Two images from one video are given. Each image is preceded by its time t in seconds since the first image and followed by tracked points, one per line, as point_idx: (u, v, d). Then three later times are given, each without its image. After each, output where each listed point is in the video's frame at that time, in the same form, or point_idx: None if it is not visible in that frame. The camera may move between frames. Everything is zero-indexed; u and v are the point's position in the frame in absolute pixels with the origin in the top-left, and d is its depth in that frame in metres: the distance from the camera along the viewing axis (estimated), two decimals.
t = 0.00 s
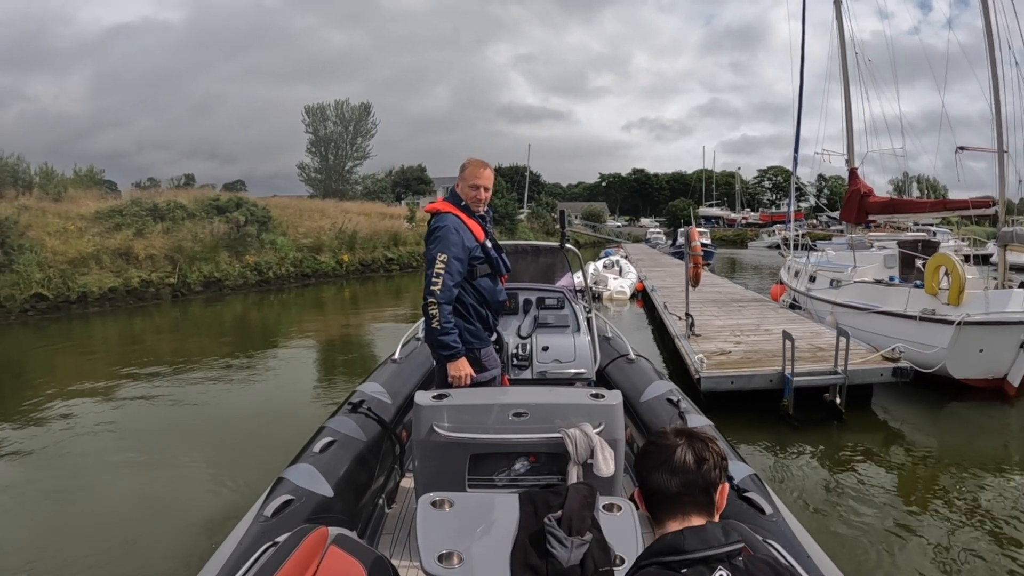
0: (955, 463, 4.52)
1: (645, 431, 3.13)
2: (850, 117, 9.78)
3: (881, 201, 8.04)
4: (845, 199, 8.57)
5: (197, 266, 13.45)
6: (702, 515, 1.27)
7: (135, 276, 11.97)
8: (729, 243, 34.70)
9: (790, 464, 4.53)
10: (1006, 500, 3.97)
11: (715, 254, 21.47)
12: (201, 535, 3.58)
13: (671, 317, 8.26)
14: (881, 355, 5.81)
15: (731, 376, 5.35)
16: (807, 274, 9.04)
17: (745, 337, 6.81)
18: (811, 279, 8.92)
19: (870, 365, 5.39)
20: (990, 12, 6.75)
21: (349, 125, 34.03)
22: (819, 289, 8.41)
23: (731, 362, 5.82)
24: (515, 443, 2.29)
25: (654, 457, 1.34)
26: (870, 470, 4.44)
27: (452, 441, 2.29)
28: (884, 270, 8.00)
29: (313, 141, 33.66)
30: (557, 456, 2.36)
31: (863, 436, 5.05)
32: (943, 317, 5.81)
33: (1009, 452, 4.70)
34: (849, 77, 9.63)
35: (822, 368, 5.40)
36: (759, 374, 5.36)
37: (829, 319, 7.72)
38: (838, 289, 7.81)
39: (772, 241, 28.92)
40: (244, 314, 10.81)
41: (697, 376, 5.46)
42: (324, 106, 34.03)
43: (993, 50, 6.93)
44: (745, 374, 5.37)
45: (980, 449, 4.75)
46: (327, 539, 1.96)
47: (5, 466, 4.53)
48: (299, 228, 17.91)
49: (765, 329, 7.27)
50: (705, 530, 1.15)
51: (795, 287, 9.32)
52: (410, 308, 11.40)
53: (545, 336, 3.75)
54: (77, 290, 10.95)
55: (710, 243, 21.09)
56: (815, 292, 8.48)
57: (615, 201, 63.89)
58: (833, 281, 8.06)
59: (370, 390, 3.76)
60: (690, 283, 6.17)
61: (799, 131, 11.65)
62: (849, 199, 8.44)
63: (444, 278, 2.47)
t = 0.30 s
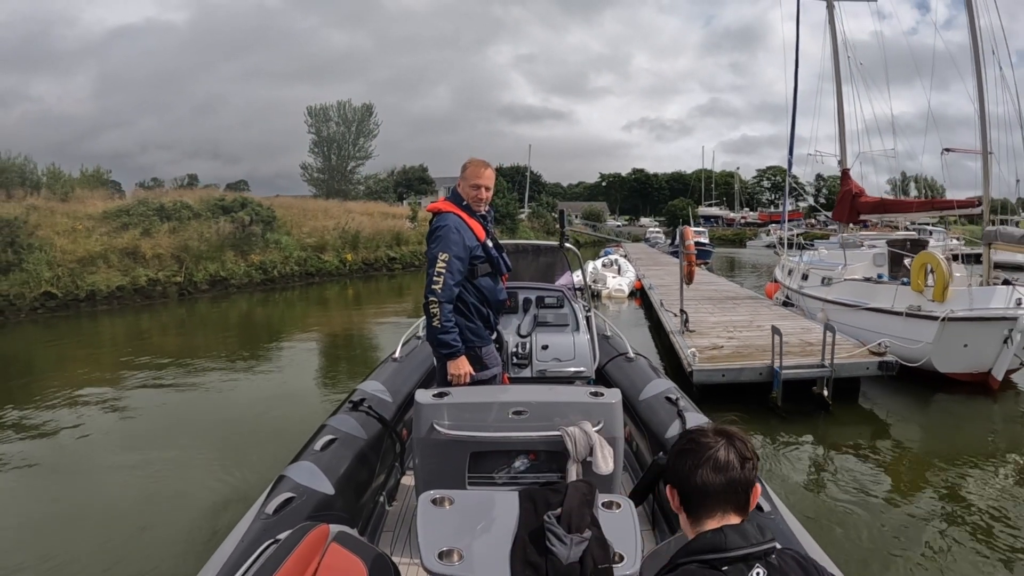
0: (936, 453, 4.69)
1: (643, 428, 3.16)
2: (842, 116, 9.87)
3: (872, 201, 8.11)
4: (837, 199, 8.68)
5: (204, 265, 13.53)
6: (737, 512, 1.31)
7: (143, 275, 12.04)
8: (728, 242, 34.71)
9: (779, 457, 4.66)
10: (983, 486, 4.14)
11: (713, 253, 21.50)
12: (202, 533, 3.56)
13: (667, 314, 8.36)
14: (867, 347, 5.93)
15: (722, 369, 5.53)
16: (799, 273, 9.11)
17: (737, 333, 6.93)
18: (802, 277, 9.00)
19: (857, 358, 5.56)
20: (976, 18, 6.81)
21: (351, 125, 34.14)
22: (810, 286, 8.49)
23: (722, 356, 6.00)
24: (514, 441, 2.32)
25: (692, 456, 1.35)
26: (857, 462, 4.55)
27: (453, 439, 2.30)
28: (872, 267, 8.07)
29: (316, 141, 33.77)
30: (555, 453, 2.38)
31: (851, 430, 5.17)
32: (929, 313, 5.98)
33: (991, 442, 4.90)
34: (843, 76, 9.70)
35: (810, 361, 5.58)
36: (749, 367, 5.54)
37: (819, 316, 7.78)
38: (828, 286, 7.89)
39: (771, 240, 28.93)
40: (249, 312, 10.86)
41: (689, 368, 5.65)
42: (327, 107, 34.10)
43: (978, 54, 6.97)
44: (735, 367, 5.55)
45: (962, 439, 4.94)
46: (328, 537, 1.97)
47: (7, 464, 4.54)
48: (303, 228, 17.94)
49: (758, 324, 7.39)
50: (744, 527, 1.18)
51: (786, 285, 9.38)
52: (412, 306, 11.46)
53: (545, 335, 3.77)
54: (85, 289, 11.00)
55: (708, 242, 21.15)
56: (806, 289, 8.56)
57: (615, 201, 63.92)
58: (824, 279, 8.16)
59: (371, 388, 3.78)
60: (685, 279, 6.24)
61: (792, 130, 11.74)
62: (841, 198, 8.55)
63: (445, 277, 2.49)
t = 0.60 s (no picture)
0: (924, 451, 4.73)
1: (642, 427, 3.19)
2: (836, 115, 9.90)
3: (863, 202, 8.12)
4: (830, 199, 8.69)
5: (209, 264, 13.59)
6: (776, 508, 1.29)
7: (149, 274, 12.11)
8: (729, 241, 34.73)
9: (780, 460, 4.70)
10: (970, 485, 4.18)
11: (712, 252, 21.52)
12: (202, 529, 3.56)
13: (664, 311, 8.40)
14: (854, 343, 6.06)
15: (713, 363, 5.63)
16: (792, 271, 9.15)
17: (732, 329, 6.98)
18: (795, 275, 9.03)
19: (844, 353, 5.68)
20: (960, 20, 6.85)
21: (353, 125, 34.20)
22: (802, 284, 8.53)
23: (714, 350, 6.09)
24: (514, 439, 2.33)
25: (743, 452, 1.27)
26: (851, 462, 4.57)
27: (453, 437, 2.32)
28: (863, 266, 8.19)
29: (318, 141, 33.85)
30: (554, 452, 2.39)
31: (840, 420, 5.39)
32: (914, 310, 6.10)
33: (975, 439, 4.96)
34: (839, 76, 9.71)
35: (798, 355, 5.69)
36: (739, 361, 5.64)
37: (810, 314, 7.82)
38: (819, 285, 7.94)
39: (772, 240, 28.91)
40: (254, 310, 10.90)
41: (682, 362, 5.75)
42: (329, 108, 34.17)
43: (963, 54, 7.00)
44: (727, 361, 5.64)
45: (948, 435, 5.02)
46: (330, 535, 2.00)
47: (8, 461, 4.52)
48: (307, 228, 17.98)
49: (752, 320, 7.42)
50: (781, 520, 1.20)
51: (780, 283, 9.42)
52: (414, 304, 11.49)
53: (544, 334, 3.78)
54: (94, 287, 11.05)
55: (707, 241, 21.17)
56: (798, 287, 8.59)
57: (615, 201, 63.91)
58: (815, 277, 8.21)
59: (371, 387, 3.80)
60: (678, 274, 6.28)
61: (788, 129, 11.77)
62: (833, 198, 8.56)
63: (446, 275, 2.50)
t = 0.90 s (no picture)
0: (915, 447, 4.69)
1: (641, 425, 3.20)
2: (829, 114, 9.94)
3: (855, 202, 8.13)
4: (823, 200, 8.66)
5: (214, 263, 13.66)
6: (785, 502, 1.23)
7: (156, 273, 12.16)
8: (728, 241, 34.76)
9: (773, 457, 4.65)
10: (966, 482, 4.13)
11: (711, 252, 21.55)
12: (205, 523, 3.60)
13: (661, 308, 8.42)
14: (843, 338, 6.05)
15: (705, 357, 5.65)
16: (785, 269, 9.16)
17: (726, 325, 7.01)
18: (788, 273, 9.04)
19: (833, 348, 5.70)
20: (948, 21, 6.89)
21: (355, 126, 34.27)
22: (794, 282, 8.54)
23: (707, 344, 6.12)
24: (514, 438, 2.34)
25: (766, 459, 1.16)
26: (844, 457, 4.55)
27: (453, 435, 2.33)
28: (853, 263, 8.22)
29: (320, 142, 33.93)
30: (553, 450, 2.41)
31: (828, 412, 5.43)
32: (901, 306, 6.12)
33: (959, 431, 4.99)
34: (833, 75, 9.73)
35: (788, 349, 5.72)
36: (731, 355, 5.65)
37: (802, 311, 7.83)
38: (810, 283, 7.94)
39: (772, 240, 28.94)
40: (258, 309, 10.94)
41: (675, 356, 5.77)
42: (331, 108, 34.25)
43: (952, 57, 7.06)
44: (719, 355, 5.66)
45: (933, 427, 5.04)
46: (330, 533, 2.01)
47: (8, 458, 4.51)
48: (311, 228, 18.00)
49: (745, 317, 7.45)
50: (795, 519, 1.17)
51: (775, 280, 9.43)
52: (416, 303, 11.53)
53: (544, 333, 3.80)
54: (101, 286, 11.11)
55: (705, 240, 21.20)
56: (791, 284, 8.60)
57: (615, 200, 63.94)
58: (808, 275, 8.22)
59: (372, 386, 3.82)
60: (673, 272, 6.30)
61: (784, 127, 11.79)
62: (826, 198, 8.54)
63: (446, 275, 2.52)
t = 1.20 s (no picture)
0: (904, 438, 4.72)
1: (641, 423, 3.22)
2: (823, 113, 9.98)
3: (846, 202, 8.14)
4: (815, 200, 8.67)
5: (219, 262, 13.70)
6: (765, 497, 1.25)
7: (161, 271, 12.20)
8: (728, 241, 34.77)
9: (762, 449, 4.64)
10: (958, 476, 4.09)
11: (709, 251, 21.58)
12: (209, 516, 3.62)
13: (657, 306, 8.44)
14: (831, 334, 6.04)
15: (697, 351, 5.67)
16: (778, 268, 9.17)
17: (721, 321, 7.04)
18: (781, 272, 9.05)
19: (821, 342, 5.73)
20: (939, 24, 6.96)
21: (356, 126, 34.32)
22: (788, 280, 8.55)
23: (699, 339, 6.14)
24: (514, 437, 2.35)
25: (772, 465, 1.16)
26: (832, 449, 4.55)
27: (453, 434, 2.34)
28: (844, 262, 8.23)
29: (322, 142, 33.97)
30: (552, 449, 2.42)
31: (815, 406, 5.45)
32: (888, 303, 6.13)
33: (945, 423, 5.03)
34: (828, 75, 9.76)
35: (778, 344, 5.75)
36: (723, 350, 5.67)
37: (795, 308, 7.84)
38: (802, 281, 7.95)
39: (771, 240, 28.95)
40: (262, 307, 10.97)
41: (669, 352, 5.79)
42: (333, 109, 34.29)
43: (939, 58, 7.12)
44: (712, 350, 5.68)
45: (919, 420, 5.07)
46: (330, 531, 2.03)
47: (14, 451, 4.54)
48: (314, 227, 18.03)
49: (739, 313, 7.47)
50: (788, 516, 1.18)
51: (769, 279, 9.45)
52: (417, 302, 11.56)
53: (544, 332, 3.81)
54: (108, 284, 11.16)
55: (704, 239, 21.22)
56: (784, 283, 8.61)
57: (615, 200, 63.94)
58: (801, 274, 8.23)
59: (372, 384, 3.83)
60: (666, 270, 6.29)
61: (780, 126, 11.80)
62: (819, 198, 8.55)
63: (448, 274, 2.53)
